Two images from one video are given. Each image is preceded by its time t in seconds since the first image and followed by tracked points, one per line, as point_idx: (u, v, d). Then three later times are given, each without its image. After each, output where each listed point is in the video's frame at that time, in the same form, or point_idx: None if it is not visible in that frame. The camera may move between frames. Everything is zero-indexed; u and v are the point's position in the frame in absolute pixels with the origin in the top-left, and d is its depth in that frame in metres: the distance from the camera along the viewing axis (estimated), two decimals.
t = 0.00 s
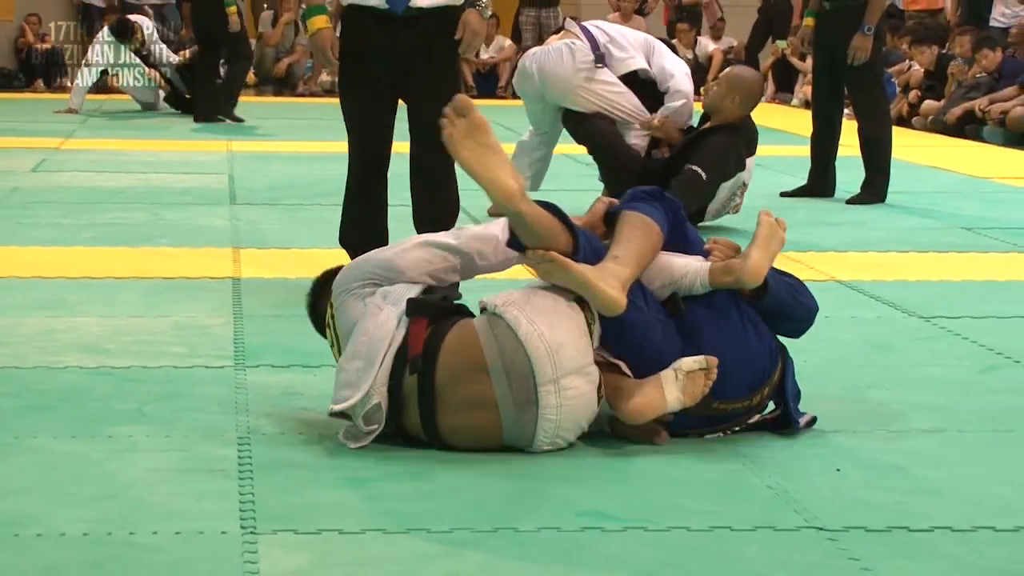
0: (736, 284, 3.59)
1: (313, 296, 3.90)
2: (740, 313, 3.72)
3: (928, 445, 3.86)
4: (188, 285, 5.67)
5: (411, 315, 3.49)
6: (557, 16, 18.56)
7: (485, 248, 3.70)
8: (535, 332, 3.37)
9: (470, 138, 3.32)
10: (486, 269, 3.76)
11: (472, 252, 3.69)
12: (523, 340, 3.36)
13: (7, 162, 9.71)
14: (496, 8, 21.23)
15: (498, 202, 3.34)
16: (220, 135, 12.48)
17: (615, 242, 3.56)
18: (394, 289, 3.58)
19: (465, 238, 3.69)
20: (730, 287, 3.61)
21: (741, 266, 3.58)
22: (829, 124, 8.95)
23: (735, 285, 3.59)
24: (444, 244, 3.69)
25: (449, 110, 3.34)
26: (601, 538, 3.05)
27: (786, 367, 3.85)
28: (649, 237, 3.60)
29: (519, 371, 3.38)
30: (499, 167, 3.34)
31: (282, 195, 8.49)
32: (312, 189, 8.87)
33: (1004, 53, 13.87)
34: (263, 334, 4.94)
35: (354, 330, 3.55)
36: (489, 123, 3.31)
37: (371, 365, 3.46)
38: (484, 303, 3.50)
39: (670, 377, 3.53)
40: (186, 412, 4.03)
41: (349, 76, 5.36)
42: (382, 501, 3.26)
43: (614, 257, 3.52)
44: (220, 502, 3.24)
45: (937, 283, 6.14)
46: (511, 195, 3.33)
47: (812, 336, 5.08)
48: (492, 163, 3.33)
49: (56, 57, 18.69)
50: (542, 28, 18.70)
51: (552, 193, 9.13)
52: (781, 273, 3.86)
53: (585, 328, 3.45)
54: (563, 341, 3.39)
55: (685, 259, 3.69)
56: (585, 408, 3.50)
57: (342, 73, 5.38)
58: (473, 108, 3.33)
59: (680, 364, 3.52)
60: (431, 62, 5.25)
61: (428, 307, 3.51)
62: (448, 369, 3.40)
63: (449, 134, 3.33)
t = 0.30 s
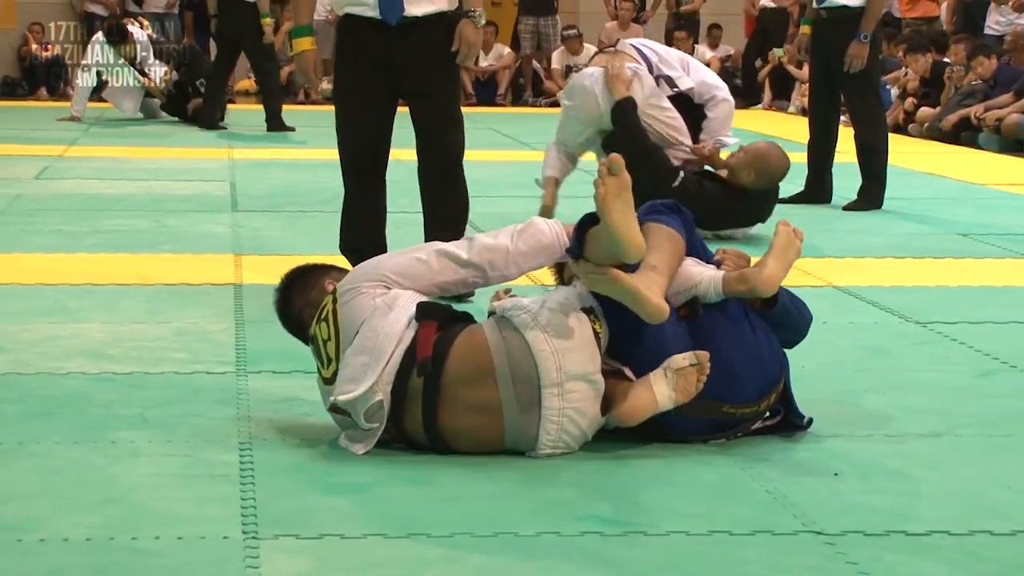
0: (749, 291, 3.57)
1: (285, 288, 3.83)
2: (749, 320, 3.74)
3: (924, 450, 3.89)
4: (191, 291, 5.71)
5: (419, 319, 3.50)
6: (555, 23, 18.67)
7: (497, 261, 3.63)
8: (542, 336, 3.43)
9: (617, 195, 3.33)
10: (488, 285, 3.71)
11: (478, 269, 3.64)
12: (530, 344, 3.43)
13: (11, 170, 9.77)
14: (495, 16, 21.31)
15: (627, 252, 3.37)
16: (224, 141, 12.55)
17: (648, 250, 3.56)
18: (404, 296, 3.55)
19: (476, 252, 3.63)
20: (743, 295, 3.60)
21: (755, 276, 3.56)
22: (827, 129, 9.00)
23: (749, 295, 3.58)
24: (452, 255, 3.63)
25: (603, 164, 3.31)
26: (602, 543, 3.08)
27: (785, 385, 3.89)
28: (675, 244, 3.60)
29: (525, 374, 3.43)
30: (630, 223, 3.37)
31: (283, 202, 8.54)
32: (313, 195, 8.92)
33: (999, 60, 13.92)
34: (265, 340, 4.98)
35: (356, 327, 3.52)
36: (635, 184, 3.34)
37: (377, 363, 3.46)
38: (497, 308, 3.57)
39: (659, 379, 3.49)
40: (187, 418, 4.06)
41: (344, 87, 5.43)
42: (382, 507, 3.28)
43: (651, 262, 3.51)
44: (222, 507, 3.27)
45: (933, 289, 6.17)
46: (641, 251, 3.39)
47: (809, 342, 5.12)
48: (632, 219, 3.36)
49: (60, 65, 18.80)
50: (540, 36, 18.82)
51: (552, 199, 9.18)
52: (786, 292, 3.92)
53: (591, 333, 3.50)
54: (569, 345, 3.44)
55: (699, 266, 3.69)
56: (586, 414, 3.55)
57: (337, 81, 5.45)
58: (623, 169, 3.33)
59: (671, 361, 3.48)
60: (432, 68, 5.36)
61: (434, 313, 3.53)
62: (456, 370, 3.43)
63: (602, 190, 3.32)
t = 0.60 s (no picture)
0: (690, 278, 3.73)
1: (247, 294, 3.72)
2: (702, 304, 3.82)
3: (923, 452, 3.89)
4: (190, 294, 5.71)
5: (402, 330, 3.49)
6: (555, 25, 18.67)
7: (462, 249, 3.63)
8: (528, 327, 3.46)
9: (433, 212, 3.37)
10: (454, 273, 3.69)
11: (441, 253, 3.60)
12: (520, 335, 3.45)
13: (12, 172, 9.77)
14: (495, 20, 21.32)
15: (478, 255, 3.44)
16: (225, 144, 12.54)
17: (582, 267, 3.76)
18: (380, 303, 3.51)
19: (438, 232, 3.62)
20: (687, 283, 3.75)
21: (693, 260, 3.73)
22: (827, 132, 9.00)
23: (691, 282, 3.74)
24: (417, 244, 3.60)
25: (404, 196, 3.35)
26: (601, 546, 3.08)
27: (766, 358, 3.92)
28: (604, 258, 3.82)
29: (520, 368, 3.44)
30: (465, 226, 3.41)
31: (283, 205, 8.54)
32: (314, 198, 8.92)
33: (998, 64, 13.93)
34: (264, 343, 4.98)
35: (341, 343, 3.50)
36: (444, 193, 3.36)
37: (368, 379, 3.43)
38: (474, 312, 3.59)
39: (653, 377, 3.61)
40: (186, 421, 4.06)
41: (352, 88, 5.43)
42: (382, 510, 3.28)
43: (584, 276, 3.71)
44: (222, 510, 3.27)
45: (933, 292, 6.18)
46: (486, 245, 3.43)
47: (808, 345, 5.12)
48: (457, 227, 3.40)
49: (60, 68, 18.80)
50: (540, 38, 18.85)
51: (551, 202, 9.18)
52: (738, 276, 4.00)
53: (571, 325, 3.55)
54: (555, 334, 3.48)
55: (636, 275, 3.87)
56: (579, 405, 3.56)
57: (346, 81, 5.45)
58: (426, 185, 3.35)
59: (660, 360, 3.61)
60: (440, 77, 5.35)
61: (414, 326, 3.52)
62: (450, 374, 3.44)
63: (413, 219, 3.37)
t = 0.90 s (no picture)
0: (687, 273, 3.76)
1: (241, 295, 3.74)
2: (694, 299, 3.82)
3: (924, 453, 3.88)
4: (191, 294, 5.72)
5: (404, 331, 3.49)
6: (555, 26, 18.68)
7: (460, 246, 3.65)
8: (527, 326, 3.47)
9: (409, 203, 3.41)
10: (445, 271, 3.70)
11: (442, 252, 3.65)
12: (519, 335, 3.45)
13: (13, 173, 9.78)
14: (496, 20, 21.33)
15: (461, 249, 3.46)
16: (225, 145, 12.55)
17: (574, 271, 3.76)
18: (381, 300, 3.50)
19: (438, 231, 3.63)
20: (683, 279, 3.78)
21: (689, 255, 3.75)
22: (828, 132, 9.01)
23: (687, 277, 3.76)
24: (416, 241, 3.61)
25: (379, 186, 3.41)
26: (602, 546, 3.08)
27: (763, 354, 3.91)
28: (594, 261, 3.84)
29: (520, 369, 3.45)
30: (447, 218, 3.44)
31: (283, 205, 8.54)
32: (314, 199, 8.92)
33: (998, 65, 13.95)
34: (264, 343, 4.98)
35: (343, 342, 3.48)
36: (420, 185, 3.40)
37: (371, 376, 3.42)
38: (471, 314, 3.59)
39: (652, 372, 3.59)
40: (187, 421, 4.06)
41: (373, 85, 5.42)
42: (382, 510, 3.28)
43: (575, 275, 3.74)
44: (222, 511, 3.27)
45: (933, 292, 6.18)
46: (469, 237, 3.45)
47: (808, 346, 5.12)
48: (438, 217, 3.43)
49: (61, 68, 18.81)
50: (540, 39, 18.88)
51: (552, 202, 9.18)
52: (731, 276, 4.01)
53: (568, 323, 3.55)
54: (554, 334, 3.48)
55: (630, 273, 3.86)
56: (579, 405, 3.56)
57: (366, 80, 5.44)
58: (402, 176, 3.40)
59: (658, 354, 3.60)
60: (461, 78, 5.36)
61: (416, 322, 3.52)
62: (451, 375, 3.43)
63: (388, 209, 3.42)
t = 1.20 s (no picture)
0: (716, 277, 3.70)
1: (210, 283, 3.74)
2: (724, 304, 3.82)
3: (926, 453, 3.88)
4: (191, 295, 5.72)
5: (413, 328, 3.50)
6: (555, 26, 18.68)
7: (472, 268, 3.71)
8: (521, 327, 3.48)
9: (514, 210, 3.31)
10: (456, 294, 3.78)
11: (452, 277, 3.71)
12: (513, 336, 3.47)
13: (13, 173, 9.79)
14: (496, 21, 21.35)
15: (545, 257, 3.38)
16: (226, 145, 12.56)
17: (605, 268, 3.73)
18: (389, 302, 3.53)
19: (454, 261, 3.69)
20: (713, 283, 3.72)
21: (718, 259, 3.69)
22: (829, 132, 9.01)
23: (716, 281, 3.70)
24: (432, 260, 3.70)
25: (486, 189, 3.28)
26: (602, 546, 3.08)
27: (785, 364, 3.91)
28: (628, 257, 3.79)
29: (514, 368, 3.45)
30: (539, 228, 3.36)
31: (283, 205, 8.55)
32: (315, 199, 8.93)
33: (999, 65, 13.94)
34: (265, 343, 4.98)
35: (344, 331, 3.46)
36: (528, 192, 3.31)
37: (378, 363, 3.41)
38: (473, 314, 3.62)
39: (660, 378, 3.51)
40: (188, 421, 4.06)
41: (380, 88, 5.37)
42: (383, 510, 3.28)
43: (609, 276, 3.66)
44: (223, 511, 3.27)
45: (935, 292, 6.17)
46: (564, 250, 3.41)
47: (810, 346, 5.12)
48: (537, 227, 3.35)
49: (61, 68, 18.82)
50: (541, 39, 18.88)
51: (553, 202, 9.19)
52: (766, 284, 4.00)
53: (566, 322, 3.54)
54: (549, 334, 3.48)
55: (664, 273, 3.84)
56: (576, 403, 3.57)
57: (374, 83, 5.39)
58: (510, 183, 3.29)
59: (670, 364, 3.52)
60: (466, 79, 5.34)
61: (419, 321, 3.54)
62: (452, 373, 3.44)
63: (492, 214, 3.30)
